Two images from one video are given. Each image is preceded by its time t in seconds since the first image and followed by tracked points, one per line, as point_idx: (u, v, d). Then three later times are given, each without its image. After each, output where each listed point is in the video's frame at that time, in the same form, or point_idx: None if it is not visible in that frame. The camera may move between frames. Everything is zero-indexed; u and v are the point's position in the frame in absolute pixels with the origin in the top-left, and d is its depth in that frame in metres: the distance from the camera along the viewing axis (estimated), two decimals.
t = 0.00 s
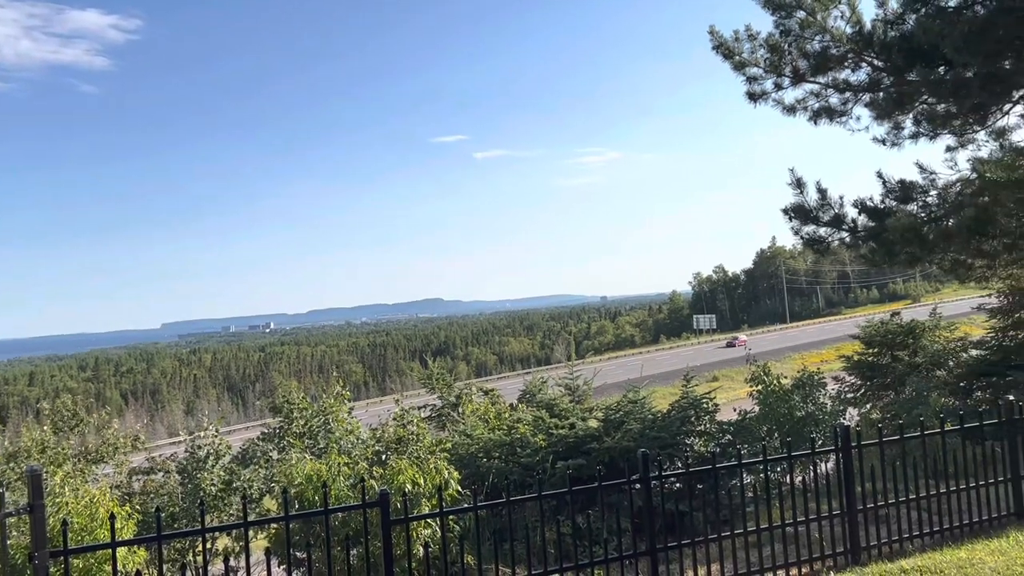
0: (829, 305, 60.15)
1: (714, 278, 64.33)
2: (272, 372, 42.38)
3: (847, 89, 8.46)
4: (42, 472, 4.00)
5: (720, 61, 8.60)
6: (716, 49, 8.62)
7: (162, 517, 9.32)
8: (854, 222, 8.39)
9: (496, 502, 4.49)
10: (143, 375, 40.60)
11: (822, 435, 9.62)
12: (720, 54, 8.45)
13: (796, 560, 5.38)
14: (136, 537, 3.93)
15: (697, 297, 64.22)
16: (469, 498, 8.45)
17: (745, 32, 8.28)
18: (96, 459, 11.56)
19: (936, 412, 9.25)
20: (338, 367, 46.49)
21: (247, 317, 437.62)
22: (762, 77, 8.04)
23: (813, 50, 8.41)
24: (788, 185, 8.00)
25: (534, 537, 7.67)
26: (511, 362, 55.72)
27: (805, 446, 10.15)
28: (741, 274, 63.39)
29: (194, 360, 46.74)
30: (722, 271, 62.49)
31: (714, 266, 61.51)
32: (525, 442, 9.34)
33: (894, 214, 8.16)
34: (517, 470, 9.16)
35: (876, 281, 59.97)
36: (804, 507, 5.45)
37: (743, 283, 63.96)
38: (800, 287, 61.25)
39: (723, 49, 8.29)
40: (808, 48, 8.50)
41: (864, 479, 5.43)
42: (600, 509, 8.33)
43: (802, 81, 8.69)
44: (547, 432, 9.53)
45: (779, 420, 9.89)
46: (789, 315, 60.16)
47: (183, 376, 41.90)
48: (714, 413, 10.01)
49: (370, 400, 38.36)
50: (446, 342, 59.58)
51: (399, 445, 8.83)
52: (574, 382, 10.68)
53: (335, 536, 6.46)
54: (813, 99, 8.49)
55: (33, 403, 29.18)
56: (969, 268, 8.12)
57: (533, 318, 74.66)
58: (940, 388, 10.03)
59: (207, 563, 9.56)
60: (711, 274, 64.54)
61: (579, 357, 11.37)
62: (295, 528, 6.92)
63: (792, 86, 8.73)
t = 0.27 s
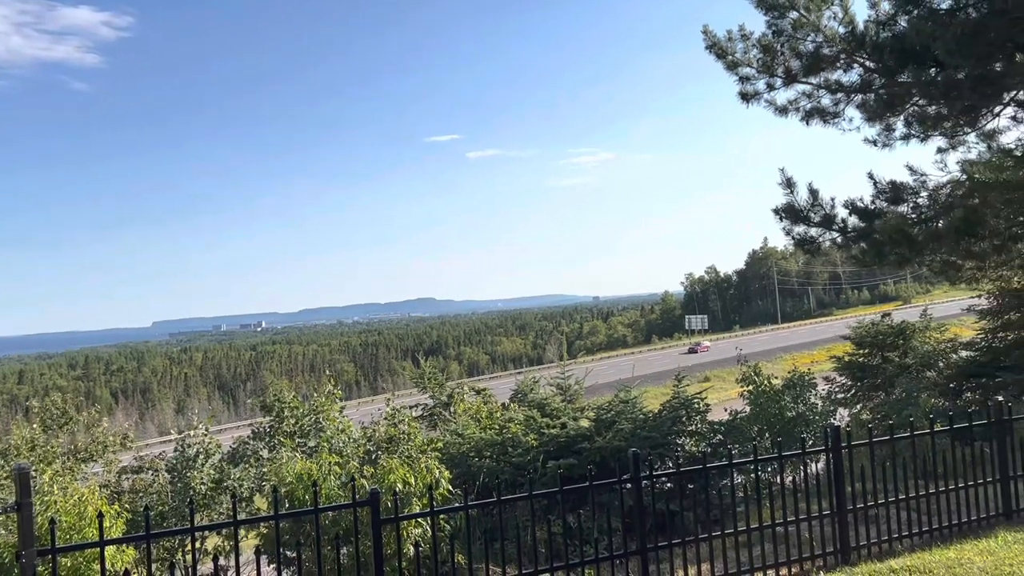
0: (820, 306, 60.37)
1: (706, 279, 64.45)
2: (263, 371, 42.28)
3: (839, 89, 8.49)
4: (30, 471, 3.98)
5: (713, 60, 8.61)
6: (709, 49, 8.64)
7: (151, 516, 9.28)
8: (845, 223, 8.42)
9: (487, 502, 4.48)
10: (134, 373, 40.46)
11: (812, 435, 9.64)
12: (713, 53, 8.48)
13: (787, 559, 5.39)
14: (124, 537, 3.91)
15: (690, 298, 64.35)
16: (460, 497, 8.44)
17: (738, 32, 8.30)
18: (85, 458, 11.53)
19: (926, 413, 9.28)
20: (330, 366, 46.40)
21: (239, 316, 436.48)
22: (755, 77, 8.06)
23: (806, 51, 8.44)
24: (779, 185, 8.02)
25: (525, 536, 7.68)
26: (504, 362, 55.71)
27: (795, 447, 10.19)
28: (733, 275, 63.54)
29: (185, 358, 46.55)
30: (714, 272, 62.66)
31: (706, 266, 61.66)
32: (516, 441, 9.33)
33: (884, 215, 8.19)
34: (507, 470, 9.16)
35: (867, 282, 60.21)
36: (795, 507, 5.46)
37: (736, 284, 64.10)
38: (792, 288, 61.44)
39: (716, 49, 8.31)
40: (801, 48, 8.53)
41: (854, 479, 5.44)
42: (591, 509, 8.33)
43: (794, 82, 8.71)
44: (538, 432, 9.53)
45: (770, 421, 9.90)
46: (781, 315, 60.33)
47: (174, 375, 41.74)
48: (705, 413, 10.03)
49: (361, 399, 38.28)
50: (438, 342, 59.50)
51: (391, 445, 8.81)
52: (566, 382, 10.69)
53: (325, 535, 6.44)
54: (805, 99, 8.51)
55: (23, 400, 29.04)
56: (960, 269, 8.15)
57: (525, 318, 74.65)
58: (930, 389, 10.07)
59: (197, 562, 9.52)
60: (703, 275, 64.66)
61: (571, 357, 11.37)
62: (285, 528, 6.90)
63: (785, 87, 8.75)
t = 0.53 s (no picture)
0: (815, 308, 60.53)
1: (701, 280, 64.54)
2: (257, 371, 42.17)
3: (835, 91, 8.51)
4: (23, 469, 3.97)
5: (710, 61, 8.63)
6: (705, 49, 8.65)
7: (145, 515, 9.26)
8: (839, 224, 8.43)
9: (481, 502, 4.48)
10: (128, 372, 40.30)
11: (806, 437, 9.66)
12: (709, 53, 8.49)
13: (781, 561, 5.40)
14: (117, 536, 3.90)
15: (684, 300, 64.44)
16: (454, 497, 8.46)
17: (734, 33, 8.31)
18: (78, 456, 11.47)
19: (919, 415, 9.31)
20: (324, 366, 46.33)
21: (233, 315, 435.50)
22: (751, 78, 8.07)
23: (802, 52, 8.45)
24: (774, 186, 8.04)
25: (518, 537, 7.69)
26: (498, 362, 55.74)
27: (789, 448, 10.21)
28: (728, 277, 63.66)
29: (179, 358, 46.44)
30: (709, 273, 62.77)
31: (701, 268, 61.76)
32: (511, 442, 9.33)
33: (878, 216, 8.20)
34: (501, 470, 9.16)
35: (862, 285, 60.40)
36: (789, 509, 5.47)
37: (730, 285, 64.16)
38: (786, 290, 61.59)
39: (713, 49, 8.33)
40: (797, 49, 8.54)
41: (848, 481, 5.44)
42: (585, 510, 8.34)
43: (790, 83, 8.73)
44: (532, 432, 9.53)
45: (764, 422, 9.92)
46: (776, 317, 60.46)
47: (168, 374, 41.64)
48: (699, 414, 10.04)
49: (356, 399, 38.23)
50: (433, 342, 59.44)
51: (385, 444, 8.80)
52: (561, 382, 10.69)
53: (319, 535, 6.43)
54: (801, 101, 8.53)
55: (16, 399, 28.90)
56: (953, 272, 8.17)
57: (520, 318, 74.66)
58: (924, 391, 10.09)
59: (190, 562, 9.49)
60: (698, 276, 64.75)
61: (566, 358, 11.37)
62: (278, 528, 6.89)
63: (780, 88, 8.77)
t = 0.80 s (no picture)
0: (813, 310, 60.64)
1: (700, 282, 64.56)
2: (255, 371, 42.15)
3: (835, 93, 8.52)
4: (21, 468, 3.97)
5: (709, 62, 8.63)
6: (705, 51, 8.65)
7: (143, 514, 9.27)
8: (838, 225, 8.44)
9: (479, 503, 4.48)
10: (126, 371, 40.30)
11: (804, 439, 9.67)
12: (709, 55, 8.50)
13: (778, 562, 5.39)
14: (115, 535, 3.90)
15: (683, 301, 64.48)
16: (452, 497, 8.46)
17: (734, 34, 8.31)
18: (78, 456, 11.47)
19: (918, 417, 9.31)
20: (323, 366, 46.32)
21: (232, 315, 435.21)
22: (750, 80, 8.08)
23: (801, 54, 8.46)
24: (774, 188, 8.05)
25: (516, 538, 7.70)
26: (497, 363, 55.78)
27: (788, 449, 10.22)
28: (726, 278, 63.71)
29: (177, 357, 46.41)
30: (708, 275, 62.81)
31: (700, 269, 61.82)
32: (509, 442, 9.34)
33: (877, 217, 8.20)
34: (500, 471, 9.17)
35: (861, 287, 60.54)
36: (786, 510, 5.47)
37: (729, 287, 64.18)
38: (785, 292, 61.69)
39: (712, 51, 8.34)
40: (796, 51, 8.55)
41: (845, 483, 5.45)
42: (583, 511, 8.34)
43: (790, 85, 8.73)
44: (531, 433, 9.53)
45: (763, 424, 9.92)
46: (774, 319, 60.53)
47: (167, 373, 41.63)
48: (698, 415, 10.04)
49: (354, 399, 38.21)
50: (431, 342, 59.43)
51: (384, 444, 8.80)
52: (559, 383, 10.70)
53: (317, 535, 6.43)
54: (800, 102, 8.54)
55: (13, 398, 28.88)
56: (953, 274, 8.18)
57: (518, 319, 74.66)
58: (922, 394, 10.10)
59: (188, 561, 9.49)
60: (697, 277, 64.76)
61: (564, 359, 11.37)
62: (276, 527, 6.89)
63: (780, 90, 8.78)
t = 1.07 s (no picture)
0: (818, 311, 60.59)
1: (704, 282, 64.44)
2: (260, 369, 42.21)
3: (841, 93, 8.50)
4: (26, 464, 3.98)
5: (715, 62, 8.62)
6: (711, 50, 8.64)
7: (148, 512, 9.30)
8: (846, 225, 8.41)
9: (484, 501, 4.48)
10: (132, 369, 40.38)
11: (810, 439, 9.65)
12: (715, 54, 8.49)
13: (783, 563, 5.38)
14: (119, 532, 3.89)
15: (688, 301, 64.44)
16: (456, 497, 8.47)
17: (740, 34, 8.30)
18: (84, 453, 11.50)
19: (924, 418, 9.28)
20: (327, 365, 46.37)
21: (237, 313, 435.90)
22: (757, 79, 8.06)
23: (808, 54, 8.44)
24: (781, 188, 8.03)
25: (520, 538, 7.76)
26: (501, 362, 55.83)
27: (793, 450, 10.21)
28: (731, 279, 63.63)
29: (182, 355, 46.49)
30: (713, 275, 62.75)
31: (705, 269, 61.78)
32: (514, 442, 9.35)
33: (885, 218, 8.17)
34: (504, 470, 9.18)
35: (866, 288, 60.52)
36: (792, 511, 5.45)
37: (734, 287, 64.07)
38: (790, 292, 61.69)
39: (718, 50, 8.33)
40: (803, 51, 8.53)
41: (851, 485, 5.43)
42: (588, 511, 8.37)
43: (796, 84, 8.72)
44: (535, 432, 9.54)
45: (768, 424, 9.91)
46: (779, 319, 60.48)
47: (172, 371, 41.73)
48: (703, 415, 10.02)
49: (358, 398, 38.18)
50: (436, 341, 59.45)
51: (388, 442, 8.80)
52: (564, 382, 10.70)
53: (321, 533, 6.45)
54: (807, 102, 8.51)
55: (19, 396, 28.97)
56: (960, 275, 8.15)
57: (523, 319, 74.65)
58: (928, 395, 10.06)
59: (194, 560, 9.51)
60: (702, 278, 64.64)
61: (570, 358, 11.37)
62: (280, 526, 6.91)
63: (786, 90, 8.76)
